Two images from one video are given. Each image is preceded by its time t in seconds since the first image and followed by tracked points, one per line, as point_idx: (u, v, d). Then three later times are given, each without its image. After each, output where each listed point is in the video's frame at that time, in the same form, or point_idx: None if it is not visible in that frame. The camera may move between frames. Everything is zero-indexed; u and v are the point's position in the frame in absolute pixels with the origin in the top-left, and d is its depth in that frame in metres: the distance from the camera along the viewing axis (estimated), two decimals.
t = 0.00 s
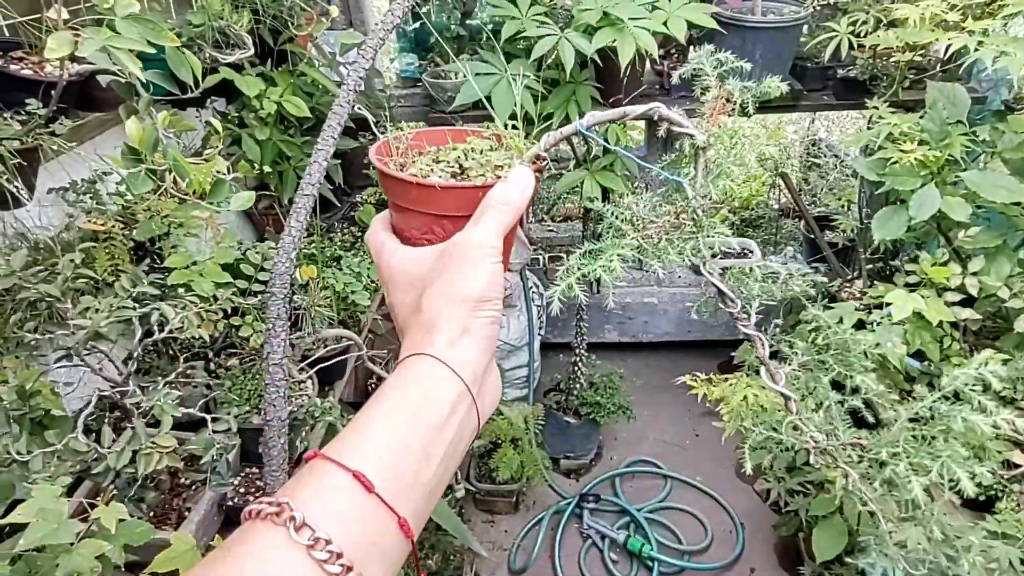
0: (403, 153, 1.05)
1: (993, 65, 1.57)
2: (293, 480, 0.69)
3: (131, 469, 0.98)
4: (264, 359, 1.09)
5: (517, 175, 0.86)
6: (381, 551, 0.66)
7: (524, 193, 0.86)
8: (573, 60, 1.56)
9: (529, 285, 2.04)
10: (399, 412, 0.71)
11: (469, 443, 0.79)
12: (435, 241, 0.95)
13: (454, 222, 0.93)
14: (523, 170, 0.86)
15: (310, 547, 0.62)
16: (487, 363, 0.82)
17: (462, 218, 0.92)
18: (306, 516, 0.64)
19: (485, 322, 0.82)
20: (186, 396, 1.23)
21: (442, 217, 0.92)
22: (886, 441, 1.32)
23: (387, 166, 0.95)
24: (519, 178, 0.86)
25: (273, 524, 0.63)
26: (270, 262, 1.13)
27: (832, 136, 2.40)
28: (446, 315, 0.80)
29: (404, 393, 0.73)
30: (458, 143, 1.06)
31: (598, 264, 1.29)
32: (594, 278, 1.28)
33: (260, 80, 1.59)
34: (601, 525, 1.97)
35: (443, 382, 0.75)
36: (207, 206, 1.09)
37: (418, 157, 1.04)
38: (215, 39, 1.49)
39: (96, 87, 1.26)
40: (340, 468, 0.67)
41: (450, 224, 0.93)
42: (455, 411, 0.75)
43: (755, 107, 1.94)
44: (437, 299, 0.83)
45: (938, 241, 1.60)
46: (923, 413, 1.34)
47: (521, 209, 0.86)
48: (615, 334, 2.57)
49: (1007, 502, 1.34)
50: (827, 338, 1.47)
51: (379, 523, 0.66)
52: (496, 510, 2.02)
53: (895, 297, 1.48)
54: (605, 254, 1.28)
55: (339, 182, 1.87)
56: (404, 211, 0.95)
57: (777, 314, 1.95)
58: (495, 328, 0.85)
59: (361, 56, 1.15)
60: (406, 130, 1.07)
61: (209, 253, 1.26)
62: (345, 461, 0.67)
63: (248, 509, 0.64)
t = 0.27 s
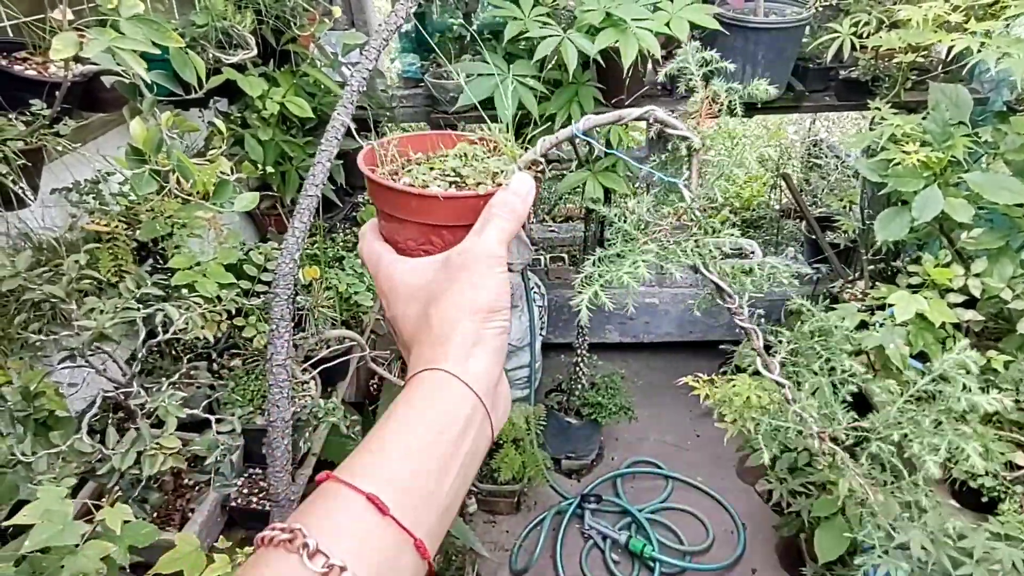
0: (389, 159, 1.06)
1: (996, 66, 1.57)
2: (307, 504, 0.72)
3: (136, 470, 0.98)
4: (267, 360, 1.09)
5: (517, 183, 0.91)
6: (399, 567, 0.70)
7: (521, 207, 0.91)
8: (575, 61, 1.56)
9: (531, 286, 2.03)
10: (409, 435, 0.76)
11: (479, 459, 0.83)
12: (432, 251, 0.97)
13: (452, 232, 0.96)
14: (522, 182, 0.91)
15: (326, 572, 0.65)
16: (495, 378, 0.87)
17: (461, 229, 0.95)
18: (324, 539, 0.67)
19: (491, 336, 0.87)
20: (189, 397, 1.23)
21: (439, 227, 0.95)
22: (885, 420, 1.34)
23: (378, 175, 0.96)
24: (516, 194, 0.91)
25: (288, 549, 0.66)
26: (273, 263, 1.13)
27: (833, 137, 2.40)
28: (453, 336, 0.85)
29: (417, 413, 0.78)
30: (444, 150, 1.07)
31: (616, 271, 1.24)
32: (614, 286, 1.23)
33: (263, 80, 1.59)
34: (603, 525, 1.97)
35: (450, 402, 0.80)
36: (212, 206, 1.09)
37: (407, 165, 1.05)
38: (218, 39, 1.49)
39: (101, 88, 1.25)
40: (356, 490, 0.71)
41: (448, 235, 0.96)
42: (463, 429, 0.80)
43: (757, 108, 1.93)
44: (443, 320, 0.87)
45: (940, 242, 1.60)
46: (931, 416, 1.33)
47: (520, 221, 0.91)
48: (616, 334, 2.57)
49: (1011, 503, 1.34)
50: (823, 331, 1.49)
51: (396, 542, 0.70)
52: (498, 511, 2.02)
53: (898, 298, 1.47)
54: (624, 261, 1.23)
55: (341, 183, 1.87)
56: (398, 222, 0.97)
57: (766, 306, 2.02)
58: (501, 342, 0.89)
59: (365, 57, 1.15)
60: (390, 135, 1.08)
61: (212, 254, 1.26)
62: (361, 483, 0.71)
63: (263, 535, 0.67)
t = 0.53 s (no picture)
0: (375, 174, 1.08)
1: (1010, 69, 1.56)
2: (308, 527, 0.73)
3: (150, 467, 0.98)
4: (279, 358, 1.09)
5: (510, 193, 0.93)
6: None
7: (513, 219, 0.92)
8: (586, 61, 1.56)
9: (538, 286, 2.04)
10: (408, 454, 0.76)
11: (482, 472, 0.84)
12: (424, 265, 0.98)
13: (444, 245, 0.97)
14: (513, 193, 0.92)
15: None
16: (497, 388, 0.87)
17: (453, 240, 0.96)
18: (323, 565, 0.68)
19: (493, 346, 0.88)
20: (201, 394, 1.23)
21: (430, 241, 0.96)
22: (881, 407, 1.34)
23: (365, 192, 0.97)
24: (508, 206, 0.92)
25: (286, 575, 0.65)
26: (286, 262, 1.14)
27: (842, 139, 2.39)
28: (451, 351, 0.85)
29: (415, 433, 0.78)
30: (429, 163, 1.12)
31: (617, 280, 1.24)
32: (615, 295, 1.23)
33: (274, 79, 1.60)
34: (608, 526, 1.97)
35: (450, 418, 0.80)
36: (226, 205, 1.09)
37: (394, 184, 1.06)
38: (231, 39, 1.50)
39: (118, 86, 1.26)
40: (356, 513, 0.71)
41: (440, 248, 0.97)
42: (464, 445, 0.80)
43: (768, 109, 1.93)
44: (441, 336, 0.87)
45: (951, 245, 1.59)
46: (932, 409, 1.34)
47: (513, 228, 0.92)
48: (622, 335, 2.57)
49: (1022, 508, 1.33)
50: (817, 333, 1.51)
51: (399, 563, 0.71)
52: (503, 510, 2.02)
53: (909, 301, 1.47)
54: (624, 269, 1.23)
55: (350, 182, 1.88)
56: (388, 236, 0.98)
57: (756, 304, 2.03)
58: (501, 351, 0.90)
59: (377, 57, 1.16)
60: (375, 151, 1.13)
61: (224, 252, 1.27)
62: (362, 506, 0.72)
63: (259, 561, 0.66)
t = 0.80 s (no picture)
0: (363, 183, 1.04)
1: None
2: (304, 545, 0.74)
3: (163, 463, 0.99)
4: (291, 356, 1.10)
5: (503, 203, 0.89)
6: None
7: (506, 228, 0.88)
8: (599, 61, 1.56)
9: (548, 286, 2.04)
10: (402, 474, 0.76)
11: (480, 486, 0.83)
12: (418, 276, 0.95)
13: (437, 256, 0.94)
14: (506, 201, 0.89)
15: None
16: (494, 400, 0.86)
17: (446, 250, 0.93)
18: None
19: (489, 359, 0.86)
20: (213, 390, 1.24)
21: (423, 252, 0.93)
22: (881, 404, 1.32)
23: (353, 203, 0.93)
24: (500, 215, 0.88)
25: None
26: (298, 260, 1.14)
27: (855, 141, 2.37)
28: (445, 366, 0.83)
29: (408, 452, 0.78)
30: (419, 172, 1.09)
31: (614, 287, 1.25)
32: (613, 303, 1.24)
33: (288, 78, 1.60)
34: (616, 527, 1.97)
35: (444, 436, 0.79)
36: (239, 202, 1.10)
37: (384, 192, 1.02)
38: (245, 37, 1.51)
39: (134, 83, 1.27)
40: (349, 532, 0.72)
41: (434, 259, 0.94)
42: (460, 463, 0.79)
43: (781, 111, 1.92)
44: (435, 350, 0.85)
45: (966, 249, 1.58)
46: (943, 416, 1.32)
47: (507, 236, 0.89)
48: (631, 336, 2.57)
49: None
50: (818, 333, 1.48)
51: None
52: (511, 510, 2.02)
53: (923, 305, 1.46)
54: (621, 277, 1.23)
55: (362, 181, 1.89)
56: (378, 247, 0.95)
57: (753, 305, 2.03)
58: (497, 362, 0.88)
59: (391, 56, 1.16)
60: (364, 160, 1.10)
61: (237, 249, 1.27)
62: (355, 526, 0.73)
63: None
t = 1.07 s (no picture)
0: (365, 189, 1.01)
1: None
2: (311, 551, 0.73)
3: (169, 459, 0.99)
4: (297, 354, 1.10)
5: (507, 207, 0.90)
6: None
7: (509, 231, 0.90)
8: (608, 62, 1.56)
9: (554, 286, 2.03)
10: (412, 477, 0.75)
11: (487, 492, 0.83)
12: (421, 282, 0.95)
13: (441, 261, 0.94)
14: (508, 206, 0.90)
15: None
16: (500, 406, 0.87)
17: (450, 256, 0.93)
18: None
19: (495, 364, 0.87)
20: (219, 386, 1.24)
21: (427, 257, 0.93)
22: (888, 398, 1.32)
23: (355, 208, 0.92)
24: (504, 218, 0.89)
25: None
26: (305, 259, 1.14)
27: (864, 144, 2.36)
28: (454, 371, 0.84)
29: (418, 454, 0.77)
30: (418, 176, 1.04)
31: (621, 286, 1.25)
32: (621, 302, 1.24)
33: (297, 76, 1.60)
34: (619, 529, 1.97)
35: (454, 439, 0.79)
36: (248, 200, 1.10)
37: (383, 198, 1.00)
38: (255, 35, 1.51)
39: (143, 82, 1.29)
40: (358, 536, 0.71)
41: (438, 264, 0.94)
42: (469, 467, 0.79)
43: (789, 113, 1.92)
44: (443, 355, 0.86)
45: (976, 254, 1.57)
46: (953, 410, 1.31)
47: (512, 241, 0.91)
48: (636, 338, 2.56)
49: None
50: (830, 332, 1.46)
51: None
52: (515, 510, 2.02)
53: (932, 310, 1.45)
54: (628, 276, 1.23)
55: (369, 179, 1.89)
56: (381, 253, 0.94)
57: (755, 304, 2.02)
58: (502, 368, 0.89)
59: (400, 55, 1.16)
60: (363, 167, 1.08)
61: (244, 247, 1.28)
62: (363, 529, 0.71)
63: None
